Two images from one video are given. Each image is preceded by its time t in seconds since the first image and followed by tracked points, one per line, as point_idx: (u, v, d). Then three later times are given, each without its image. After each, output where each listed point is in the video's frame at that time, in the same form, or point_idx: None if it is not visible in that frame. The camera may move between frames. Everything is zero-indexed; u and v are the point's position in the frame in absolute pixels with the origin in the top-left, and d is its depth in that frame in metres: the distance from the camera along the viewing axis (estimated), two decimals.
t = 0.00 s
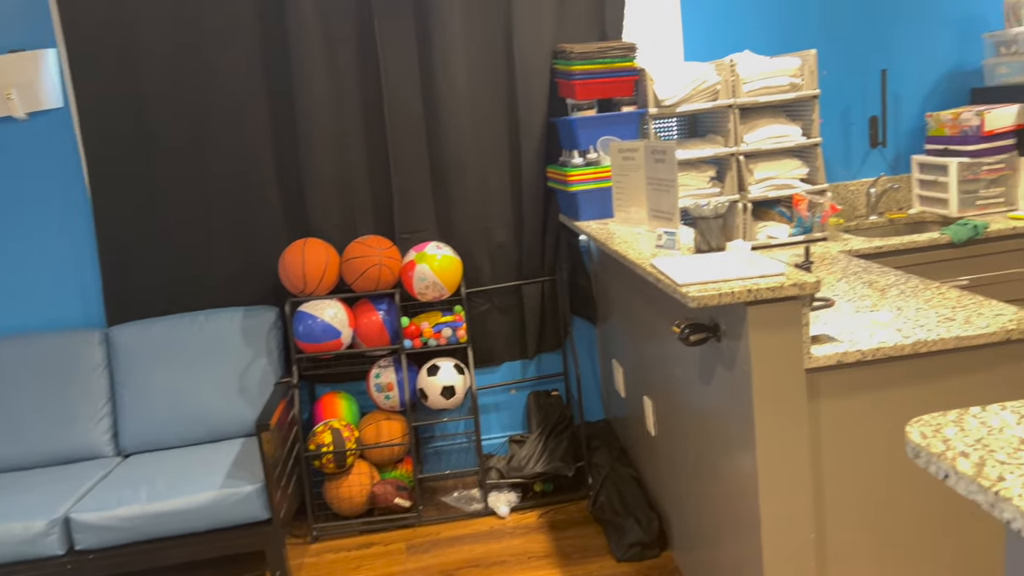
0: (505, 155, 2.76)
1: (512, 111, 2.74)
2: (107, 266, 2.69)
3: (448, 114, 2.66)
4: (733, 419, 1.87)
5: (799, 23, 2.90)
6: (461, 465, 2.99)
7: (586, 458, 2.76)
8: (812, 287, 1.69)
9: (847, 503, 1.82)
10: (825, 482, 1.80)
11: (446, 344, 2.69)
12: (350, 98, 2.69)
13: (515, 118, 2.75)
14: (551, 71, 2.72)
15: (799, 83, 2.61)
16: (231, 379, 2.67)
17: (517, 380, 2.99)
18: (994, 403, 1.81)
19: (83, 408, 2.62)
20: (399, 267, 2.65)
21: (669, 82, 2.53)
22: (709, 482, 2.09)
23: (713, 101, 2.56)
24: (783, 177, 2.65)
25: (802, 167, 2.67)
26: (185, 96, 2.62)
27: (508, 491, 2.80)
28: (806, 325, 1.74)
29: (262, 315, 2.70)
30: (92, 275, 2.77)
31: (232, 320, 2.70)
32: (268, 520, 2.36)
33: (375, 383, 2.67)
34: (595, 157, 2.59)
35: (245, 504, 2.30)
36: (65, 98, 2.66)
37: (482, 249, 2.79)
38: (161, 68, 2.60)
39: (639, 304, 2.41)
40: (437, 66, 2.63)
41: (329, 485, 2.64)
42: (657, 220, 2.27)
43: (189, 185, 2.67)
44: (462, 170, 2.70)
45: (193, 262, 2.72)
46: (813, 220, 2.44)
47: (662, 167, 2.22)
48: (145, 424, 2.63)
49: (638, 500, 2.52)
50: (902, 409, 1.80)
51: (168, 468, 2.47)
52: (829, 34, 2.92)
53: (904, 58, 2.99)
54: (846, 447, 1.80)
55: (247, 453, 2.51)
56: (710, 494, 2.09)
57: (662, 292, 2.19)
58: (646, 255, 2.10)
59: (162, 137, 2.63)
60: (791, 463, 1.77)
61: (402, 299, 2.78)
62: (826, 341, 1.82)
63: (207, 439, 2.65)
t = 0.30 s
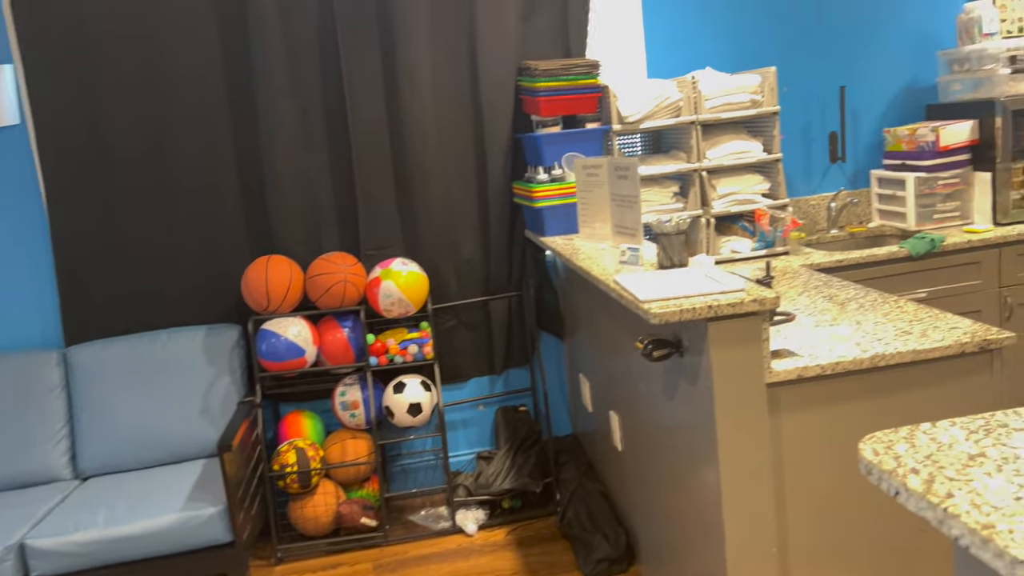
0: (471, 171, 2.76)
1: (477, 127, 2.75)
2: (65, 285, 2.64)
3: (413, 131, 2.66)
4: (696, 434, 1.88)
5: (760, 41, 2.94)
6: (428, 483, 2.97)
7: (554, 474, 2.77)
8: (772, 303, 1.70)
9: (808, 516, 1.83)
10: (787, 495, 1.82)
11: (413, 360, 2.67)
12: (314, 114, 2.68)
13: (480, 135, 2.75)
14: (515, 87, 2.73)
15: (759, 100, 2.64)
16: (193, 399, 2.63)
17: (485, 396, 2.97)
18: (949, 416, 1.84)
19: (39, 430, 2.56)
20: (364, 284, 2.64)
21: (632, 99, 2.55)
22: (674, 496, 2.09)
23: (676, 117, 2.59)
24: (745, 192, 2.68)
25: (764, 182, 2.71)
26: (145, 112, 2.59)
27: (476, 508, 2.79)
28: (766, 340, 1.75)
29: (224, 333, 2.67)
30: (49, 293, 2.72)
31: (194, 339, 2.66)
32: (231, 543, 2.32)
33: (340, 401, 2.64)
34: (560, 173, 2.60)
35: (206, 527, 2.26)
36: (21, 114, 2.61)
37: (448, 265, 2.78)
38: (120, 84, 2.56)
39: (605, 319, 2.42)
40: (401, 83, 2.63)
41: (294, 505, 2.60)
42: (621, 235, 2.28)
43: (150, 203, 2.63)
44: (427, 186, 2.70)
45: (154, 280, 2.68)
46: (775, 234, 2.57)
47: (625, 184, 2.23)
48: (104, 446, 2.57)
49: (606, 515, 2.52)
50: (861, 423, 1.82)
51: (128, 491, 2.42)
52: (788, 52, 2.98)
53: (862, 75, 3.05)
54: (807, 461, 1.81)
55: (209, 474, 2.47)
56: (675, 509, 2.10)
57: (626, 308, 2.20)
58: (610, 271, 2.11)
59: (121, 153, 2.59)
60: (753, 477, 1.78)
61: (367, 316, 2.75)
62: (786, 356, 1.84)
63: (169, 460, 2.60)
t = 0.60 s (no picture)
0: (453, 180, 2.77)
1: (458, 135, 2.75)
2: (43, 296, 2.61)
3: (394, 140, 2.66)
4: (677, 441, 1.88)
5: (739, 50, 2.97)
6: (411, 493, 2.95)
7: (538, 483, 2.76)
8: (752, 311, 1.70)
9: (789, 522, 1.84)
10: (768, 501, 1.82)
11: (396, 370, 2.67)
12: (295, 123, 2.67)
13: (461, 144, 2.76)
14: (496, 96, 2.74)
15: (739, 108, 2.66)
16: (174, 411, 2.61)
17: (468, 405, 2.97)
18: (927, 421, 1.86)
19: (17, 444, 2.53)
20: (346, 293, 2.63)
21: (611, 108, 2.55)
22: (656, 503, 2.10)
23: (656, 126, 2.60)
24: (726, 200, 2.67)
25: (746, 191, 2.70)
26: (124, 122, 2.57)
27: (460, 518, 2.77)
28: (747, 348, 1.76)
29: (205, 344, 2.65)
30: (27, 305, 2.69)
31: (174, 350, 2.64)
32: (212, 556, 2.30)
33: (322, 412, 2.63)
34: (542, 182, 2.62)
35: (187, 540, 2.24)
36: None
37: (430, 274, 2.78)
38: (98, 93, 2.54)
39: (587, 327, 2.42)
40: (381, 92, 2.63)
41: (276, 517, 2.58)
42: (602, 244, 2.31)
43: (129, 213, 2.62)
44: (409, 195, 2.70)
45: (134, 291, 2.66)
46: (755, 241, 2.69)
47: (606, 192, 2.24)
48: (83, 459, 2.54)
49: (589, 524, 2.51)
50: (841, 429, 1.83)
51: (107, 504, 2.39)
52: (767, 60, 3.00)
53: (840, 83, 3.08)
54: (787, 466, 1.82)
55: (190, 486, 2.45)
56: (658, 515, 2.10)
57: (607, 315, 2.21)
58: (591, 279, 2.11)
59: (100, 163, 2.57)
60: (734, 484, 1.79)
61: (349, 326, 2.74)
62: (766, 362, 1.85)
63: (149, 473, 2.58)
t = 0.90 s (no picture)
0: (459, 180, 2.77)
1: (464, 135, 2.75)
2: (51, 296, 2.62)
3: (401, 140, 2.66)
4: (685, 439, 1.88)
5: (745, 49, 2.97)
6: (418, 493, 2.96)
7: (545, 482, 2.76)
8: (761, 307, 1.70)
9: (799, 519, 1.84)
10: (777, 498, 1.82)
11: (403, 369, 2.67)
12: (301, 123, 2.67)
13: (467, 143, 2.76)
14: (502, 96, 2.74)
15: (745, 107, 2.66)
16: (181, 410, 2.61)
17: (474, 404, 2.97)
18: (937, 418, 1.85)
19: (25, 444, 2.54)
20: (353, 293, 2.63)
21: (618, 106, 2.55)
22: (665, 501, 2.09)
23: (663, 125, 2.61)
24: (732, 199, 2.68)
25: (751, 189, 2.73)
26: (131, 123, 2.58)
27: (467, 517, 2.77)
28: (756, 345, 1.76)
29: (212, 344, 2.65)
30: (35, 306, 2.69)
31: (181, 350, 2.64)
32: (220, 555, 2.30)
33: (329, 411, 2.63)
34: (548, 180, 2.63)
35: (195, 539, 2.24)
36: (6, 125, 2.60)
37: (437, 273, 2.78)
38: (105, 94, 2.55)
39: (594, 325, 2.42)
40: (387, 92, 2.63)
41: (283, 516, 2.59)
42: (610, 242, 2.29)
43: (136, 213, 2.62)
44: (415, 195, 2.70)
45: (141, 291, 2.66)
46: (762, 240, 2.68)
47: (612, 190, 2.24)
48: (91, 459, 2.55)
49: (597, 522, 2.51)
50: (850, 425, 1.82)
51: (115, 504, 2.39)
52: (773, 59, 3.00)
53: (846, 81, 3.08)
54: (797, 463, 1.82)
55: (198, 486, 2.45)
56: (666, 514, 2.10)
57: (614, 314, 2.21)
58: (599, 277, 2.11)
59: (108, 164, 2.58)
60: (744, 481, 1.78)
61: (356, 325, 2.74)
62: (775, 360, 1.85)
63: (157, 473, 2.58)
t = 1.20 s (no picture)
0: (481, 177, 2.77)
1: (487, 132, 2.75)
2: (79, 293, 2.65)
3: (423, 137, 2.66)
4: (711, 437, 1.87)
5: (770, 44, 2.94)
6: (440, 489, 2.97)
7: (567, 479, 2.76)
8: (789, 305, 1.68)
9: (826, 520, 1.82)
10: (803, 498, 1.81)
11: (425, 366, 2.67)
12: (324, 121, 2.68)
13: (489, 140, 2.76)
14: (525, 92, 2.73)
15: (769, 103, 2.66)
16: (206, 406, 2.63)
17: (496, 401, 2.97)
18: (968, 418, 1.83)
19: (54, 438, 2.57)
20: (375, 290, 2.64)
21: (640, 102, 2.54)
22: (689, 500, 2.08)
23: (686, 121, 2.59)
24: (757, 195, 2.68)
25: (776, 185, 2.71)
26: (157, 122, 2.60)
27: (489, 514, 2.78)
28: (784, 343, 1.74)
29: (237, 340, 2.67)
30: (63, 302, 2.73)
31: (206, 346, 2.66)
32: (246, 549, 2.31)
33: (353, 408, 2.64)
34: (570, 177, 2.61)
35: (221, 534, 2.26)
36: (34, 124, 2.63)
37: (459, 270, 2.78)
38: (132, 93, 2.57)
39: (616, 323, 2.42)
40: (410, 90, 2.63)
41: (307, 512, 2.61)
42: (633, 239, 2.29)
43: (162, 211, 2.65)
44: (438, 192, 2.71)
45: (167, 288, 2.69)
46: (785, 237, 2.62)
47: (636, 187, 2.23)
48: (119, 453, 2.58)
49: (619, 520, 2.50)
50: (879, 425, 1.81)
51: (142, 498, 2.42)
52: (798, 55, 2.97)
53: (871, 76, 3.04)
54: (824, 463, 1.80)
55: (223, 481, 2.47)
56: (690, 512, 2.09)
57: (638, 311, 2.20)
58: (624, 275, 2.10)
59: (134, 162, 2.61)
60: (771, 481, 1.77)
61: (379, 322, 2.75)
62: (803, 358, 1.83)
63: (183, 468, 2.61)
